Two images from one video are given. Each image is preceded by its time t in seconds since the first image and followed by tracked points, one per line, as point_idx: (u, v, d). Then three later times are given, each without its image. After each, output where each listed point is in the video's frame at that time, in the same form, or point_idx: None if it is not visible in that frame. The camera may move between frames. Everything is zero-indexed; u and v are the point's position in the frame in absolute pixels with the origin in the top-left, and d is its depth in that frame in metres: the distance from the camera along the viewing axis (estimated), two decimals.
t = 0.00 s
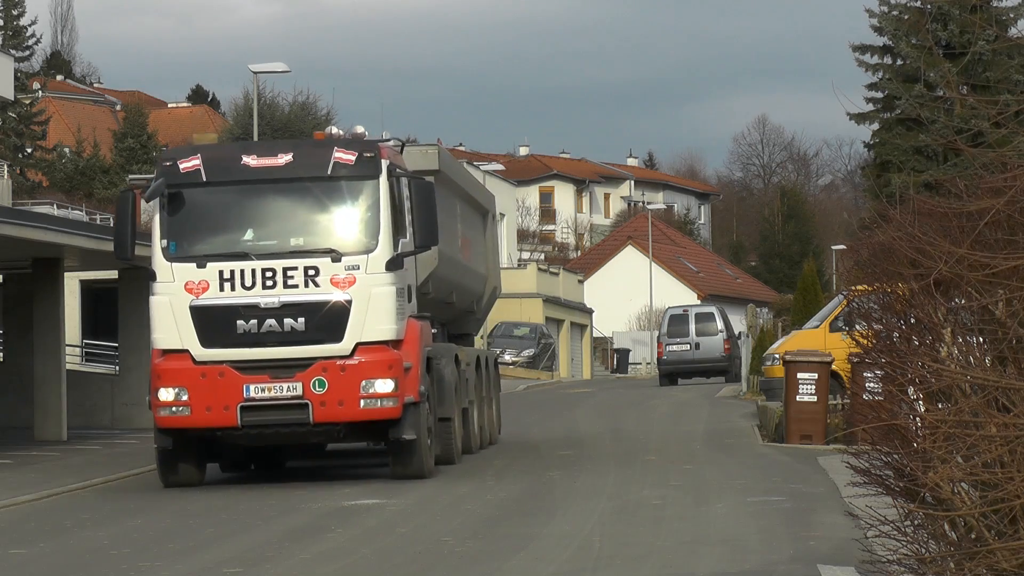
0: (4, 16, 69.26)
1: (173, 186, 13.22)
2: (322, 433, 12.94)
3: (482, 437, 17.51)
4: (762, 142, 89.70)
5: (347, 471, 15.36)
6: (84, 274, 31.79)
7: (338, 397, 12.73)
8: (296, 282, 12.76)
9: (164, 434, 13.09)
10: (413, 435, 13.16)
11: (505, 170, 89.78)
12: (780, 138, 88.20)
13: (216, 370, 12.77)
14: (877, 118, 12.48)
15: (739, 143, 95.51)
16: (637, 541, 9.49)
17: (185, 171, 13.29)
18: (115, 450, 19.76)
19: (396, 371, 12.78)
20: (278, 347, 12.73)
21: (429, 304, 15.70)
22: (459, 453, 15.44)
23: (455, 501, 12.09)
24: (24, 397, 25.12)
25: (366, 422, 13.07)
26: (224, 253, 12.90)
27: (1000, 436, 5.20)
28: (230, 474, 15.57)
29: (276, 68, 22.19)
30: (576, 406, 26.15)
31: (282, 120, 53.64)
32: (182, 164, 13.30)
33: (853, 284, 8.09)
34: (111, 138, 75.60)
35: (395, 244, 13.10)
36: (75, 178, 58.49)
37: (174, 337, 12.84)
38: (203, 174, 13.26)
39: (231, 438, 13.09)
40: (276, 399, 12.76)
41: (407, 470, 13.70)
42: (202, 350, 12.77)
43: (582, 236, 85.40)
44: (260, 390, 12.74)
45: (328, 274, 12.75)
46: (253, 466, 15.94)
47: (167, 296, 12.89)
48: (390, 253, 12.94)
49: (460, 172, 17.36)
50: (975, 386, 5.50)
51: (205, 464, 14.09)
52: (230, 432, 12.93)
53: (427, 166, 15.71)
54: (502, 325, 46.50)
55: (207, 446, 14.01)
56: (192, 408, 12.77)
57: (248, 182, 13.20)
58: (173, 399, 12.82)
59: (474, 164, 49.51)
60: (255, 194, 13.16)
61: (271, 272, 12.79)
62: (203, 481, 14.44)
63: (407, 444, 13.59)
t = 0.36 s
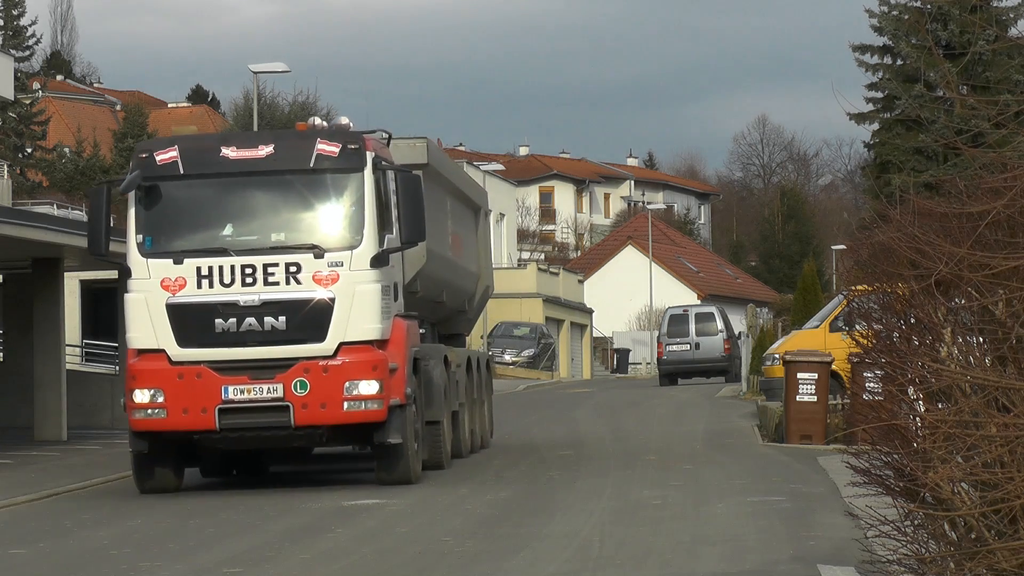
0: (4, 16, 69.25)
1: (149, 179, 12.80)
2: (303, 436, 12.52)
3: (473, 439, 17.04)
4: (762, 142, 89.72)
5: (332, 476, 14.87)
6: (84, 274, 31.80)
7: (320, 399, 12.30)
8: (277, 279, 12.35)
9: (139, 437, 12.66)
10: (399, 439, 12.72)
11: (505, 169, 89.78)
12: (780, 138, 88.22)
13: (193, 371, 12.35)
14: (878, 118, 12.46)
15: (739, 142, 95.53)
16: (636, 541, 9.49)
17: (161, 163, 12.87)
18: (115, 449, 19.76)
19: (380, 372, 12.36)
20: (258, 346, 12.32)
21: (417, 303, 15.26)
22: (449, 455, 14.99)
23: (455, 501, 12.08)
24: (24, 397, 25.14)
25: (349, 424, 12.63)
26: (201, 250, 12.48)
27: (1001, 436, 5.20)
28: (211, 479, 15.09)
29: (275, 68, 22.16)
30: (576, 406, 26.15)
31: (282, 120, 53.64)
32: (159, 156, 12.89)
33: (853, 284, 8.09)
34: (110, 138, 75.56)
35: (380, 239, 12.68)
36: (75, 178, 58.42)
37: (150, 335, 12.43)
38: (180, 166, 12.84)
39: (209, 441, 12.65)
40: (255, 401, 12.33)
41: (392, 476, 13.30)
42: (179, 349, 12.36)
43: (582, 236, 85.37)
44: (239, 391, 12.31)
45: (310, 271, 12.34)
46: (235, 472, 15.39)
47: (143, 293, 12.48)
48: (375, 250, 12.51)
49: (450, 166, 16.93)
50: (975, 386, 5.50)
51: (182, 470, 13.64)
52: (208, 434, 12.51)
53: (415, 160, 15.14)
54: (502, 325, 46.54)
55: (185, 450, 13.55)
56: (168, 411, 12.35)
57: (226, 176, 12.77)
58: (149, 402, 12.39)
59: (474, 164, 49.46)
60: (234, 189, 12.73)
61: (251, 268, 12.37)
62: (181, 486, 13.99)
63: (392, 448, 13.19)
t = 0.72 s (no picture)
0: (4, 16, 69.23)
1: (121, 172, 12.19)
2: (283, 442, 11.95)
3: (462, 444, 16.49)
4: (762, 142, 89.74)
5: (315, 483, 14.32)
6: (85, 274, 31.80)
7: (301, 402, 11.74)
8: (255, 276, 11.78)
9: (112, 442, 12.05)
10: (384, 444, 12.18)
11: (505, 169, 89.76)
12: (779, 138, 88.23)
13: (168, 373, 11.76)
14: (878, 118, 12.45)
15: (739, 143, 95.59)
16: (637, 541, 9.49)
17: (135, 155, 12.26)
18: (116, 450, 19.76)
19: (364, 374, 11.82)
20: (236, 347, 11.75)
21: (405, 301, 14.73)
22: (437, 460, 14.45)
23: (455, 501, 12.08)
24: (25, 398, 25.15)
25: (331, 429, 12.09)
26: (177, 246, 11.90)
27: (1001, 436, 5.20)
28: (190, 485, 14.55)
29: (275, 68, 22.14)
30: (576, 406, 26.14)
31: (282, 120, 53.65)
32: (132, 148, 12.27)
33: (853, 284, 8.08)
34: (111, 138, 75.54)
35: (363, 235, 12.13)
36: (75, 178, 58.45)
37: (122, 336, 11.84)
38: (154, 159, 12.22)
39: (185, 446, 12.06)
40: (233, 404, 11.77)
41: (377, 482, 12.76)
42: (153, 350, 11.78)
43: (582, 236, 85.35)
44: (216, 394, 11.74)
45: (290, 268, 11.77)
46: (217, 477, 14.77)
47: (115, 292, 11.89)
48: (358, 246, 11.97)
49: (440, 161, 16.41)
50: (975, 386, 5.50)
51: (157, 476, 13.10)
52: (183, 440, 11.90)
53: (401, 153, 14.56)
54: (502, 325, 46.57)
55: (160, 455, 13.00)
56: (142, 414, 11.75)
57: (202, 169, 12.18)
58: (122, 404, 11.80)
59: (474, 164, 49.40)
60: (212, 182, 12.15)
61: (229, 265, 11.80)
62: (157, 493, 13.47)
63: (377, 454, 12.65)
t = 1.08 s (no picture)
0: (4, 16, 69.22)
1: (94, 164, 11.74)
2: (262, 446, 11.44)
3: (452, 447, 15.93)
4: (762, 142, 89.81)
5: (297, 488, 13.76)
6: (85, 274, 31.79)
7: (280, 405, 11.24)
8: (233, 272, 11.33)
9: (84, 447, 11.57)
10: (367, 448, 11.70)
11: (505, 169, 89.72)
12: (779, 138, 88.27)
13: (140, 373, 11.28)
14: (879, 119, 12.43)
15: (739, 143, 95.65)
16: (638, 541, 9.48)
17: (107, 146, 11.81)
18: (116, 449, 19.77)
19: (345, 375, 11.32)
20: (212, 347, 11.28)
21: (391, 299, 14.22)
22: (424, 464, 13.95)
23: (455, 501, 12.08)
24: (25, 398, 25.15)
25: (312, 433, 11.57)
26: (151, 241, 11.46)
27: (1001, 436, 5.21)
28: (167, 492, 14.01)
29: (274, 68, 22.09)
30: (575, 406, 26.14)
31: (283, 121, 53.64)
32: (104, 138, 11.81)
33: (853, 284, 8.09)
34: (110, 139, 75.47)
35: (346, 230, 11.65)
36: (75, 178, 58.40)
37: (94, 336, 11.40)
38: (127, 150, 11.78)
39: (160, 451, 11.58)
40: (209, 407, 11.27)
41: (360, 488, 12.28)
42: (126, 350, 11.31)
43: (582, 236, 85.28)
44: (192, 396, 11.25)
45: (269, 264, 11.32)
46: (196, 482, 14.25)
47: (86, 289, 11.46)
48: (340, 242, 11.51)
49: (429, 154, 15.85)
50: (975, 386, 5.50)
51: (131, 482, 12.55)
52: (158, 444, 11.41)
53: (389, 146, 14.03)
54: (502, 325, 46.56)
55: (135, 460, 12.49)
56: (114, 417, 11.26)
57: (178, 160, 11.73)
58: (93, 407, 11.32)
59: (474, 164, 49.32)
60: (188, 173, 11.70)
61: (205, 261, 11.34)
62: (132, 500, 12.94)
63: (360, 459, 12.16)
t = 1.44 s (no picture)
0: (4, 16, 69.18)
1: (63, 155, 11.14)
2: (239, 451, 10.92)
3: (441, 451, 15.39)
4: (762, 142, 89.86)
5: (278, 496, 13.22)
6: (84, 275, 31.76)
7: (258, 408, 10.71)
8: (207, 270, 10.76)
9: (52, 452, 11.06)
10: (350, 455, 11.14)
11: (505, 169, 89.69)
12: (779, 138, 88.30)
13: (111, 376, 10.75)
14: (878, 118, 12.43)
15: (739, 143, 95.68)
16: (638, 541, 9.48)
17: (77, 137, 11.19)
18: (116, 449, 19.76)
19: (326, 377, 10.79)
20: (186, 347, 10.74)
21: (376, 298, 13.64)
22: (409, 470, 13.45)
23: (455, 501, 12.08)
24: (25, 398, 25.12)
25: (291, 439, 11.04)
26: (122, 237, 10.89)
27: (1000, 436, 5.21)
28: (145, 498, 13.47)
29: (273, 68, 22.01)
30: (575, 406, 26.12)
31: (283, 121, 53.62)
32: (74, 128, 11.20)
33: (853, 284, 8.08)
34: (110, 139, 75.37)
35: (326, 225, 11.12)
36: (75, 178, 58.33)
37: (62, 336, 10.85)
38: (98, 141, 11.17)
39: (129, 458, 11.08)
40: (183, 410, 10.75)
41: (342, 496, 11.74)
42: (95, 350, 10.77)
43: (582, 236, 85.28)
44: (164, 399, 10.73)
45: (246, 261, 10.76)
46: (173, 489, 13.76)
47: (55, 287, 10.92)
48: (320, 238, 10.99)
49: (417, 147, 15.23)
50: (975, 386, 5.50)
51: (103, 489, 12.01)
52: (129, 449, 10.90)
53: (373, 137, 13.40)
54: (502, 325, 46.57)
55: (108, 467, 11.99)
56: (83, 421, 10.75)
57: (150, 151, 11.15)
58: (61, 410, 10.80)
59: (474, 164, 49.23)
60: (161, 165, 11.12)
61: (178, 257, 10.78)
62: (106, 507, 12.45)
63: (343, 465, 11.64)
